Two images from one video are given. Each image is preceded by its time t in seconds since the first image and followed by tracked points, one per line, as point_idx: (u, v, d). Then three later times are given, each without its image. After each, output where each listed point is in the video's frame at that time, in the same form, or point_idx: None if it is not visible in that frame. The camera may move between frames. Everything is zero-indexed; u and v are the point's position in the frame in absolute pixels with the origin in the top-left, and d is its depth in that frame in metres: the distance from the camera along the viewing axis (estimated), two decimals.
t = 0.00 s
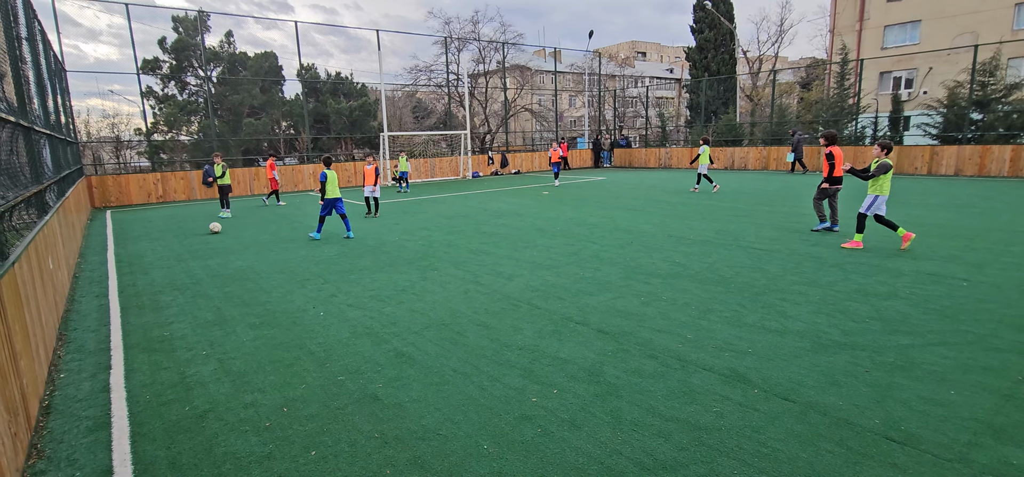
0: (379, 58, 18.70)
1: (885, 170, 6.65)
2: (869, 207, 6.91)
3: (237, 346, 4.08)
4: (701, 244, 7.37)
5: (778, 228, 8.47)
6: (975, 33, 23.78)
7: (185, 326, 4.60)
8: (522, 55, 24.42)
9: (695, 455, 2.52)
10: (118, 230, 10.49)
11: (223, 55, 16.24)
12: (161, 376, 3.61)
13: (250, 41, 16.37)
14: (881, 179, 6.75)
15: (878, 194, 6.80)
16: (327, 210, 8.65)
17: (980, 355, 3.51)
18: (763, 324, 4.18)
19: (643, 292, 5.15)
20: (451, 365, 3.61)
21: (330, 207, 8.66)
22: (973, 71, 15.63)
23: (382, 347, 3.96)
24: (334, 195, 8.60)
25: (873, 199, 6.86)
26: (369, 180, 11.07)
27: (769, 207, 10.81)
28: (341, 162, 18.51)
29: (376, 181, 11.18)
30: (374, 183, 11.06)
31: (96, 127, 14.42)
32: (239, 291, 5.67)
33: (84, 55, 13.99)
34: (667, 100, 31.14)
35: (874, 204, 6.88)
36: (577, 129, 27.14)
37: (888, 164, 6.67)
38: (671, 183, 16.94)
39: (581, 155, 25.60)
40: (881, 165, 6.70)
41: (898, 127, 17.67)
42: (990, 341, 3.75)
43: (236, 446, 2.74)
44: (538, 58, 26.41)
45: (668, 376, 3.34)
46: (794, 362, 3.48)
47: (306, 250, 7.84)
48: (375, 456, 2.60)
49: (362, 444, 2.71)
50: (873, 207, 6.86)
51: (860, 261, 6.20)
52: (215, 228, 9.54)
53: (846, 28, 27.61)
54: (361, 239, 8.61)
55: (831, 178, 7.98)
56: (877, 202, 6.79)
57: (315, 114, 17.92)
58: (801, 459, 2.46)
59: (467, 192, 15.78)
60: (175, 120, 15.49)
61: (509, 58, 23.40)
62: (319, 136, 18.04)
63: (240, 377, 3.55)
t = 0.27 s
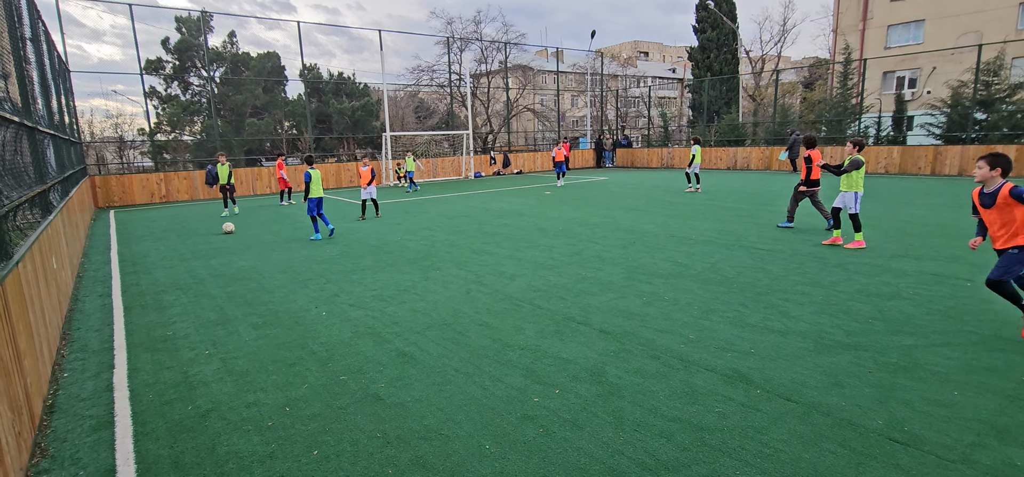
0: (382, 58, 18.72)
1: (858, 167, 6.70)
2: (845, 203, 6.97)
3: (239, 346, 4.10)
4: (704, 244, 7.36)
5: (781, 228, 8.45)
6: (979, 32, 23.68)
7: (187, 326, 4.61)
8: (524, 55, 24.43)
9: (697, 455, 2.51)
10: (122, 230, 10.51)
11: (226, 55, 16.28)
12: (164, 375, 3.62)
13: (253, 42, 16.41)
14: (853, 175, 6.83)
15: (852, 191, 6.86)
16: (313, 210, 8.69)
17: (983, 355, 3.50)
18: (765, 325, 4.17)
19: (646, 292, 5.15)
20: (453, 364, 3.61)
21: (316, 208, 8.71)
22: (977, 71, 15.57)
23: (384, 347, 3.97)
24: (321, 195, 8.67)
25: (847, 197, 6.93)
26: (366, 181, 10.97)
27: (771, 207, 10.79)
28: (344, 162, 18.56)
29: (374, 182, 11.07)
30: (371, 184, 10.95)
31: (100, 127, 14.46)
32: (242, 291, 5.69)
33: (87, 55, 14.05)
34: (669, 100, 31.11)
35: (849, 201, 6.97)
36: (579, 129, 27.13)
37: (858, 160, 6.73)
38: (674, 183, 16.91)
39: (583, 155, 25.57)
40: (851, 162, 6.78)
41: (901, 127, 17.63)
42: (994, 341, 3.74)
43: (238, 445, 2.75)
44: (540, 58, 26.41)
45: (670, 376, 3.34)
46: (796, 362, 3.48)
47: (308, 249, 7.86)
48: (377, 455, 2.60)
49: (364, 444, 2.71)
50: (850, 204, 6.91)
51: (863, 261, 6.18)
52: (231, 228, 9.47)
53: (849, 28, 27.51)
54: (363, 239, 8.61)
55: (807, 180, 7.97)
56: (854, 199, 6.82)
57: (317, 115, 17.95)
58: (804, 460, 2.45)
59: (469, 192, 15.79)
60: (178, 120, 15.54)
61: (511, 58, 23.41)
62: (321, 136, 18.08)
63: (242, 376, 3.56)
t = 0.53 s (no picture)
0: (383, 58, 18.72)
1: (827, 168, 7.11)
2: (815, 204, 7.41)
3: (241, 346, 4.10)
4: (705, 244, 7.35)
5: (783, 228, 8.43)
6: (982, 32, 23.61)
7: (189, 325, 4.62)
8: (526, 55, 24.43)
9: (699, 456, 2.51)
10: (124, 230, 10.53)
11: (229, 55, 16.30)
12: (166, 375, 3.63)
13: (255, 42, 16.44)
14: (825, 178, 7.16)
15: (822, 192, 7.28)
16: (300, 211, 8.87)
17: (986, 356, 3.49)
18: (767, 325, 4.17)
19: (648, 292, 5.14)
20: (455, 365, 3.61)
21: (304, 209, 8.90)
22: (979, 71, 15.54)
23: (386, 347, 3.97)
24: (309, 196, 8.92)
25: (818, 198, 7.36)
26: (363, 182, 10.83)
27: (773, 207, 10.77)
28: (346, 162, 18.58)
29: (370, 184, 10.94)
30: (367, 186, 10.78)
31: (102, 127, 14.49)
32: (244, 291, 5.70)
33: (89, 56, 14.09)
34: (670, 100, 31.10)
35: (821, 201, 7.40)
36: (581, 130, 27.11)
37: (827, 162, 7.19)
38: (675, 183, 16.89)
39: (585, 155, 25.52)
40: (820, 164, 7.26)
41: (903, 127, 17.62)
42: (997, 342, 3.73)
43: (240, 444, 2.75)
44: (542, 58, 26.41)
45: (672, 376, 3.33)
46: (798, 362, 3.47)
47: (310, 249, 7.87)
48: (379, 455, 2.61)
49: (366, 444, 2.71)
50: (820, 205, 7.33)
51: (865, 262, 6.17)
52: (242, 228, 9.45)
53: (851, 28, 27.46)
54: (365, 239, 8.62)
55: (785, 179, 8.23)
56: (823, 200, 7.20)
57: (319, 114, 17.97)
58: (806, 460, 2.45)
59: (471, 193, 15.78)
60: (180, 120, 15.57)
61: (512, 58, 23.42)
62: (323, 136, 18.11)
63: (244, 376, 3.57)
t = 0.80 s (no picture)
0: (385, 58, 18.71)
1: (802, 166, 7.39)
2: (789, 201, 7.72)
3: (243, 345, 4.11)
4: (707, 244, 7.34)
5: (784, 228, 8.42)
6: (984, 32, 23.59)
7: (191, 325, 4.63)
8: (527, 55, 24.44)
9: (700, 456, 2.51)
10: (126, 230, 10.55)
11: (230, 55, 16.33)
12: (168, 375, 3.63)
13: (256, 42, 16.46)
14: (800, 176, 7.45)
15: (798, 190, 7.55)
16: (284, 209, 9.01)
17: (988, 357, 3.49)
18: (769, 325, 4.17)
19: (649, 292, 5.14)
20: (456, 364, 3.61)
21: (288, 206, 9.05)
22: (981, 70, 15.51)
23: (387, 347, 3.97)
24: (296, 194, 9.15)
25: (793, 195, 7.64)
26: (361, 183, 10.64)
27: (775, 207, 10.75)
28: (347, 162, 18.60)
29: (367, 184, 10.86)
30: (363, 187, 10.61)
31: (104, 127, 14.50)
32: (246, 290, 5.70)
33: (91, 56, 14.10)
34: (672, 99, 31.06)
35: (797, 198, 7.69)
36: (582, 129, 27.08)
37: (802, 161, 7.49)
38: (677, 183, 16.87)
39: (586, 155, 25.50)
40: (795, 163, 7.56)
41: (905, 127, 17.60)
42: (999, 342, 3.72)
43: (241, 444, 2.76)
44: (543, 58, 26.42)
45: (673, 376, 3.33)
46: (800, 362, 3.47)
47: (311, 249, 7.88)
48: (380, 455, 2.61)
49: (366, 444, 2.71)
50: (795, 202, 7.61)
51: (867, 262, 6.16)
52: (253, 228, 9.41)
53: (852, 27, 27.45)
54: (366, 238, 8.62)
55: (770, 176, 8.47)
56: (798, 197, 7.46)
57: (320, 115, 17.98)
58: (807, 460, 2.45)
59: (472, 193, 15.77)
60: (182, 120, 15.59)
61: (513, 58, 23.45)
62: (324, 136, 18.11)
63: (245, 375, 3.57)
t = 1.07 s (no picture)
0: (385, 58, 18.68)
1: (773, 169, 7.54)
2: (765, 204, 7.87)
3: (244, 345, 4.12)
4: (707, 244, 7.34)
5: (785, 228, 8.41)
6: (985, 32, 23.57)
7: (192, 325, 4.64)
8: (528, 55, 24.47)
9: (701, 456, 2.51)
10: (127, 229, 10.56)
11: (231, 56, 16.34)
12: (169, 375, 3.63)
13: (257, 42, 16.50)
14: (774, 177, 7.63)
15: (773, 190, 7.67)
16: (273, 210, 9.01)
17: (989, 357, 3.48)
18: (769, 325, 4.16)
19: (650, 292, 5.14)
20: (457, 364, 3.62)
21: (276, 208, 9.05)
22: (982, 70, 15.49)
23: (388, 347, 3.97)
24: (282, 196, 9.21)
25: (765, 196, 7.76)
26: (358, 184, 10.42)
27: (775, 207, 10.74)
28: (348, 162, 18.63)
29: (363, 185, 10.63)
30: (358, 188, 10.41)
31: (105, 127, 14.50)
32: (246, 290, 5.71)
33: (92, 55, 14.10)
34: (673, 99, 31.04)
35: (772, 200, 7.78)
36: (583, 129, 27.08)
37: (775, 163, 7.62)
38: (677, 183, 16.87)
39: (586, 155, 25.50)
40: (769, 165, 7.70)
41: (906, 127, 17.58)
42: (1000, 342, 3.71)
43: (242, 444, 2.76)
44: (544, 58, 26.41)
45: (674, 376, 3.33)
46: (801, 362, 3.46)
47: (312, 249, 7.89)
48: (381, 455, 2.61)
49: (368, 443, 2.72)
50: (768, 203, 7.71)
51: (868, 262, 6.15)
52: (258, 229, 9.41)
53: (853, 27, 27.43)
54: (366, 238, 8.63)
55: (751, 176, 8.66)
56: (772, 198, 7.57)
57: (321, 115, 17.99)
58: (808, 460, 2.45)
59: (473, 192, 15.77)
60: (183, 120, 15.59)
61: (514, 58, 23.49)
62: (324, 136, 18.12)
63: (246, 375, 3.57)
